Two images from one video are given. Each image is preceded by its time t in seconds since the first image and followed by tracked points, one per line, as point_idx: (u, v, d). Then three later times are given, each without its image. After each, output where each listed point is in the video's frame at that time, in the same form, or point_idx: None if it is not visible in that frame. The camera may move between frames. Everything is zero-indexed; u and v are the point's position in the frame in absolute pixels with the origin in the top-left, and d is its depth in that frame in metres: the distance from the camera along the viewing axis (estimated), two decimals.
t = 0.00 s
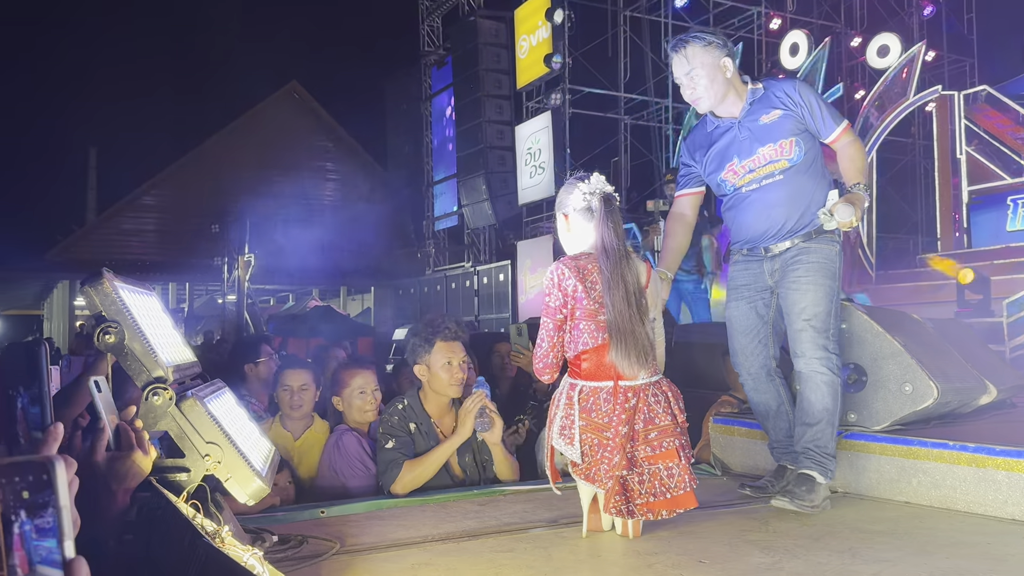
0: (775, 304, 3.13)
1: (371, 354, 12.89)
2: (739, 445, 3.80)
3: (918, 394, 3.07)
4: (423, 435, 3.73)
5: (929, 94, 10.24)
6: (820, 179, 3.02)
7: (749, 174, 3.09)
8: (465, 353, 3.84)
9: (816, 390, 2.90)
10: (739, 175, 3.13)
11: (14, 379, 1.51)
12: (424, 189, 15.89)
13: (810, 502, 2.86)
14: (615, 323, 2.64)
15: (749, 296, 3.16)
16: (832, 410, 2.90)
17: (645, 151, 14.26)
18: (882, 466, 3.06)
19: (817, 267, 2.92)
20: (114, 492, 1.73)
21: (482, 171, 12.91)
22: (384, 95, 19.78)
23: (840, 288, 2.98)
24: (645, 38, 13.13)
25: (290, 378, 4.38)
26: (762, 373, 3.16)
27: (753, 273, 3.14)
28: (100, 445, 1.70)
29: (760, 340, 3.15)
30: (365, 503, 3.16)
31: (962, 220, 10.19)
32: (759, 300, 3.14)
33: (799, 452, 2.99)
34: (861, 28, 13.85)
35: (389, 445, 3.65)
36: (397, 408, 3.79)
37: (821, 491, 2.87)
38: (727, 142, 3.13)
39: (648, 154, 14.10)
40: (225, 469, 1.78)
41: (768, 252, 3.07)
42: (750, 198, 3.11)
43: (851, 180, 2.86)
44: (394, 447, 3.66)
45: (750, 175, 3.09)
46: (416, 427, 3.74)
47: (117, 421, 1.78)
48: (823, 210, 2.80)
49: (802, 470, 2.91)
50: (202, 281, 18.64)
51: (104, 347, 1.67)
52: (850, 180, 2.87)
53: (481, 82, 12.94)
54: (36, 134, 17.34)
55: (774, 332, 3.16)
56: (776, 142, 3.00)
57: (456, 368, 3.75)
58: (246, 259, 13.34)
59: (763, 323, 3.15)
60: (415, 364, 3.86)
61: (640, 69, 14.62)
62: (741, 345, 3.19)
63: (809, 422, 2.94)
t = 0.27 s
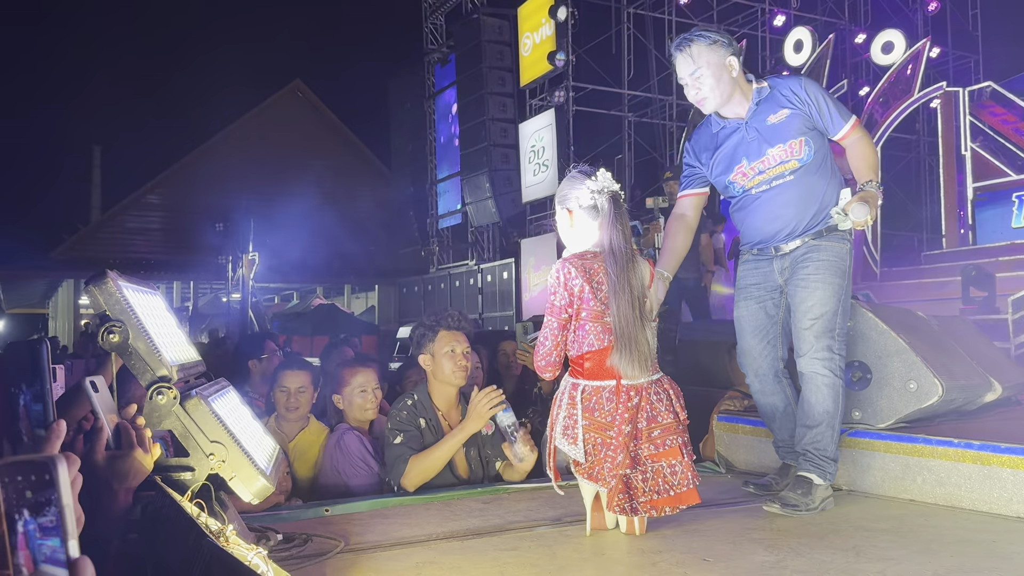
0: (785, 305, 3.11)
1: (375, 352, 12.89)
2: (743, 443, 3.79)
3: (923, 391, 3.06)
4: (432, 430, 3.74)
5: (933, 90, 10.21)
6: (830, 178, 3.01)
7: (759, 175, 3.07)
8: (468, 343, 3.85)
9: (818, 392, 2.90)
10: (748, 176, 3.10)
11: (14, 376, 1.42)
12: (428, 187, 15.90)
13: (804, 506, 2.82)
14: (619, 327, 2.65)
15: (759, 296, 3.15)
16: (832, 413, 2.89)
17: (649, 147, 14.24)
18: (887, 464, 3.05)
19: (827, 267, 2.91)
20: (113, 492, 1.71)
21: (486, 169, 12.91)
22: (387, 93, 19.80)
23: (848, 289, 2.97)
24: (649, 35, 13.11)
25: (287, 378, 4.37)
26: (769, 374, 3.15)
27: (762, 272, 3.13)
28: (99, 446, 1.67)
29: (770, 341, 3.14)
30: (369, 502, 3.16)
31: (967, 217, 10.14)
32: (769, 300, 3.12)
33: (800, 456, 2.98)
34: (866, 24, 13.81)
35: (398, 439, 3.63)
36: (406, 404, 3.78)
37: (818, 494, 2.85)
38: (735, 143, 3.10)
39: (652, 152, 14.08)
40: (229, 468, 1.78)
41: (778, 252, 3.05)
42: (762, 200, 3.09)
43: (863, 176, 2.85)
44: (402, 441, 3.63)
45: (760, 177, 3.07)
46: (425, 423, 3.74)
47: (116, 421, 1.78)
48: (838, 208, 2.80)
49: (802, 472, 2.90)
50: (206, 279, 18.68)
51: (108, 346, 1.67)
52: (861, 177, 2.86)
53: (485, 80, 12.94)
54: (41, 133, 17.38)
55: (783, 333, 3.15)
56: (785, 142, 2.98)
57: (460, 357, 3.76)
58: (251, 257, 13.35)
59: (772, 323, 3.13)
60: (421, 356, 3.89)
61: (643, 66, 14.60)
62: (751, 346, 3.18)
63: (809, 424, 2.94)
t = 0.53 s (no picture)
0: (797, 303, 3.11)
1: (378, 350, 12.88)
2: (745, 440, 3.79)
3: (927, 388, 3.05)
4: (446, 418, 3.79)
5: (936, 87, 10.20)
6: (840, 175, 3.00)
7: (769, 178, 3.06)
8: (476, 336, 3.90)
9: (823, 391, 2.90)
10: (758, 180, 3.09)
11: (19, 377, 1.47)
12: (431, 185, 15.90)
13: (808, 504, 2.81)
14: (624, 323, 2.66)
15: (770, 295, 3.14)
16: (838, 412, 2.89)
17: (652, 145, 14.22)
18: (890, 462, 3.04)
19: (838, 265, 2.90)
20: (117, 491, 1.74)
21: (488, 166, 12.90)
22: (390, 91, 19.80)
23: (859, 289, 2.96)
24: (651, 32, 13.09)
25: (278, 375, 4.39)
26: (780, 374, 3.15)
27: (773, 271, 3.13)
28: (104, 443, 1.69)
29: (781, 340, 3.14)
30: (372, 499, 3.17)
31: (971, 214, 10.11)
32: (780, 298, 3.12)
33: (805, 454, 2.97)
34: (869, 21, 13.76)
35: (413, 418, 3.68)
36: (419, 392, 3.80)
37: (822, 492, 2.84)
38: (742, 147, 3.09)
39: (655, 149, 14.07)
40: (232, 466, 1.78)
41: (790, 252, 3.06)
42: (773, 203, 3.08)
43: (873, 172, 2.85)
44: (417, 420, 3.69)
45: (770, 180, 3.06)
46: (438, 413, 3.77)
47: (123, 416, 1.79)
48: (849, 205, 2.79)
49: (805, 470, 2.90)
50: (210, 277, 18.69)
51: (111, 345, 1.67)
52: (871, 173, 2.86)
53: (488, 77, 12.93)
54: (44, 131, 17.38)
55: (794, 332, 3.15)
56: (793, 143, 2.97)
57: (468, 350, 3.82)
58: (254, 255, 13.35)
59: (784, 322, 3.13)
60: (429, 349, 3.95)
61: (646, 63, 14.57)
62: (763, 345, 3.18)
63: (815, 423, 2.94)
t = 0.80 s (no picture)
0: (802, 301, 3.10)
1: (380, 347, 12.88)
2: (746, 437, 3.79)
3: (929, 385, 3.04)
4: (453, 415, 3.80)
5: (939, 84, 10.16)
6: (844, 175, 2.99)
7: (773, 180, 3.04)
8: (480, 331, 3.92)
9: (826, 389, 2.90)
10: (762, 183, 3.07)
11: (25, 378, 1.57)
12: (433, 183, 15.89)
13: (810, 501, 2.82)
14: (623, 320, 2.65)
15: (775, 294, 3.14)
16: (840, 410, 2.89)
17: (654, 142, 14.19)
18: (891, 458, 3.04)
19: (843, 263, 2.90)
20: (121, 487, 1.72)
21: (490, 164, 12.89)
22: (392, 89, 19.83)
23: (862, 288, 2.95)
24: (653, 29, 13.05)
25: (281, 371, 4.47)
26: (783, 372, 3.15)
27: (778, 269, 3.12)
28: (110, 437, 1.69)
29: (785, 339, 3.13)
30: (374, 496, 3.17)
31: (974, 212, 10.06)
32: (785, 297, 3.11)
33: (806, 452, 2.98)
34: (872, 17, 13.70)
35: (423, 417, 3.69)
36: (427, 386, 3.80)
37: (823, 490, 2.84)
38: (745, 150, 3.07)
39: (657, 146, 14.05)
40: (234, 463, 1.79)
41: (796, 250, 3.05)
42: (779, 205, 3.06)
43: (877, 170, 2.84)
44: (429, 418, 3.69)
45: (775, 182, 3.04)
46: (446, 410, 3.78)
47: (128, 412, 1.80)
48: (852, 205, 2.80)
49: (807, 467, 2.90)
50: (212, 275, 18.70)
51: (113, 342, 1.67)
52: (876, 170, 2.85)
53: (490, 75, 12.94)
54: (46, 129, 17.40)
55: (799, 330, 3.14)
56: (798, 144, 2.95)
57: (473, 345, 3.83)
58: (256, 253, 13.33)
59: (789, 320, 3.12)
60: (434, 344, 3.96)
61: (648, 60, 14.54)
62: (767, 344, 3.16)
63: (817, 421, 2.94)
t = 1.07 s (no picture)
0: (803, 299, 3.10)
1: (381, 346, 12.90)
2: (748, 434, 3.79)
3: (930, 381, 3.04)
4: (455, 413, 3.81)
5: (941, 81, 10.13)
6: (846, 175, 2.98)
7: (775, 182, 3.03)
8: (482, 328, 3.92)
9: (827, 386, 2.90)
10: (764, 185, 3.06)
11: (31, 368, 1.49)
12: (434, 181, 15.88)
13: (810, 498, 2.81)
14: (615, 320, 2.63)
15: (776, 291, 3.14)
16: (841, 407, 2.89)
17: (656, 140, 14.16)
18: (892, 456, 3.04)
19: (845, 260, 2.90)
20: (124, 482, 1.75)
21: (492, 162, 12.89)
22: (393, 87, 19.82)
23: (864, 285, 2.95)
24: (655, 27, 13.02)
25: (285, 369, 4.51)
26: (784, 370, 3.14)
27: (780, 267, 3.13)
28: (117, 433, 1.73)
29: (786, 336, 3.13)
30: (375, 493, 3.18)
31: (976, 209, 10.01)
32: (787, 294, 3.11)
33: (807, 449, 2.98)
34: (875, 15, 13.66)
35: (428, 418, 3.70)
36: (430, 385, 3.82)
37: (824, 487, 2.84)
38: (746, 151, 3.06)
39: (659, 144, 14.02)
40: (235, 459, 1.79)
41: (797, 248, 3.05)
42: (781, 207, 3.05)
43: (879, 171, 2.84)
44: (432, 420, 3.70)
45: (777, 184, 3.03)
46: (448, 408, 3.79)
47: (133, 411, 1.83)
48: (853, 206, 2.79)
49: (807, 465, 2.90)
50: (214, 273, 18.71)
51: (114, 338, 1.67)
52: (877, 172, 2.85)
53: (491, 73, 12.93)
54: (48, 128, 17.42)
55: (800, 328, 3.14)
56: (799, 146, 2.95)
57: (474, 342, 3.84)
58: (258, 252, 13.33)
59: (790, 318, 3.12)
60: (436, 342, 3.97)
61: (650, 58, 14.51)
62: (768, 341, 3.16)
63: (818, 418, 2.94)
